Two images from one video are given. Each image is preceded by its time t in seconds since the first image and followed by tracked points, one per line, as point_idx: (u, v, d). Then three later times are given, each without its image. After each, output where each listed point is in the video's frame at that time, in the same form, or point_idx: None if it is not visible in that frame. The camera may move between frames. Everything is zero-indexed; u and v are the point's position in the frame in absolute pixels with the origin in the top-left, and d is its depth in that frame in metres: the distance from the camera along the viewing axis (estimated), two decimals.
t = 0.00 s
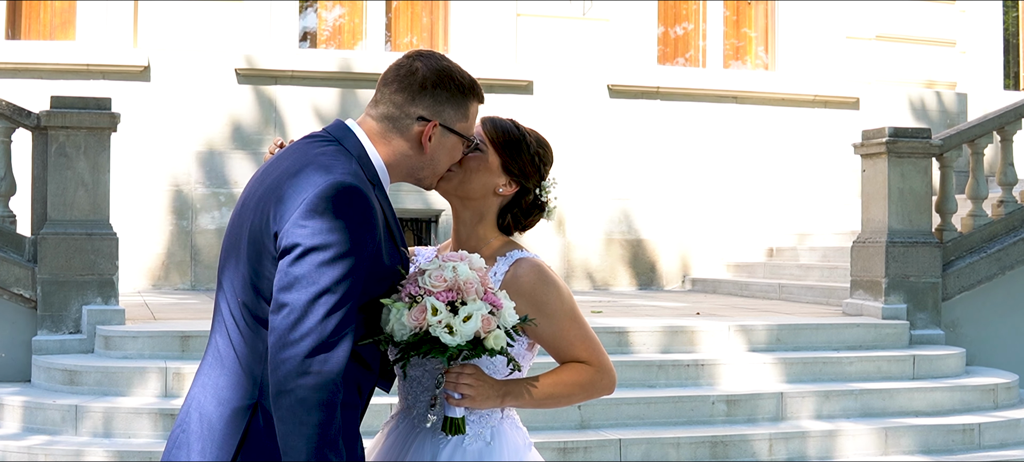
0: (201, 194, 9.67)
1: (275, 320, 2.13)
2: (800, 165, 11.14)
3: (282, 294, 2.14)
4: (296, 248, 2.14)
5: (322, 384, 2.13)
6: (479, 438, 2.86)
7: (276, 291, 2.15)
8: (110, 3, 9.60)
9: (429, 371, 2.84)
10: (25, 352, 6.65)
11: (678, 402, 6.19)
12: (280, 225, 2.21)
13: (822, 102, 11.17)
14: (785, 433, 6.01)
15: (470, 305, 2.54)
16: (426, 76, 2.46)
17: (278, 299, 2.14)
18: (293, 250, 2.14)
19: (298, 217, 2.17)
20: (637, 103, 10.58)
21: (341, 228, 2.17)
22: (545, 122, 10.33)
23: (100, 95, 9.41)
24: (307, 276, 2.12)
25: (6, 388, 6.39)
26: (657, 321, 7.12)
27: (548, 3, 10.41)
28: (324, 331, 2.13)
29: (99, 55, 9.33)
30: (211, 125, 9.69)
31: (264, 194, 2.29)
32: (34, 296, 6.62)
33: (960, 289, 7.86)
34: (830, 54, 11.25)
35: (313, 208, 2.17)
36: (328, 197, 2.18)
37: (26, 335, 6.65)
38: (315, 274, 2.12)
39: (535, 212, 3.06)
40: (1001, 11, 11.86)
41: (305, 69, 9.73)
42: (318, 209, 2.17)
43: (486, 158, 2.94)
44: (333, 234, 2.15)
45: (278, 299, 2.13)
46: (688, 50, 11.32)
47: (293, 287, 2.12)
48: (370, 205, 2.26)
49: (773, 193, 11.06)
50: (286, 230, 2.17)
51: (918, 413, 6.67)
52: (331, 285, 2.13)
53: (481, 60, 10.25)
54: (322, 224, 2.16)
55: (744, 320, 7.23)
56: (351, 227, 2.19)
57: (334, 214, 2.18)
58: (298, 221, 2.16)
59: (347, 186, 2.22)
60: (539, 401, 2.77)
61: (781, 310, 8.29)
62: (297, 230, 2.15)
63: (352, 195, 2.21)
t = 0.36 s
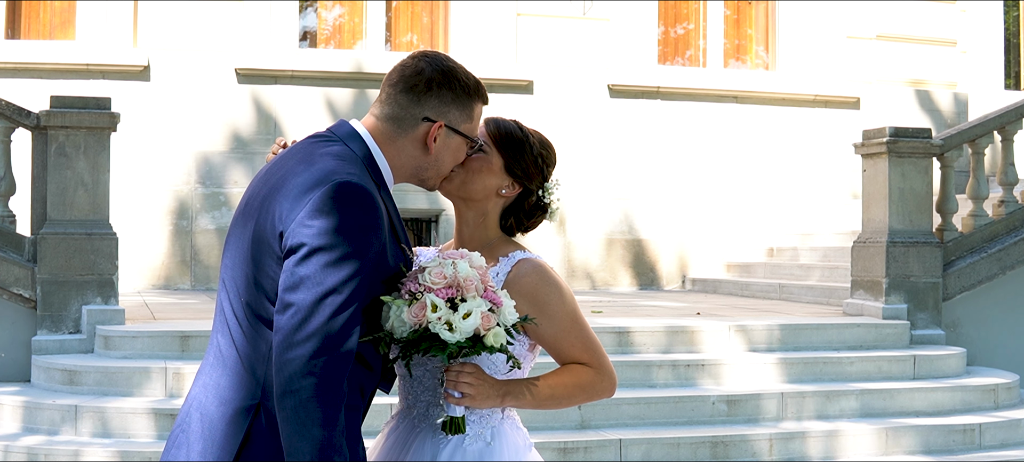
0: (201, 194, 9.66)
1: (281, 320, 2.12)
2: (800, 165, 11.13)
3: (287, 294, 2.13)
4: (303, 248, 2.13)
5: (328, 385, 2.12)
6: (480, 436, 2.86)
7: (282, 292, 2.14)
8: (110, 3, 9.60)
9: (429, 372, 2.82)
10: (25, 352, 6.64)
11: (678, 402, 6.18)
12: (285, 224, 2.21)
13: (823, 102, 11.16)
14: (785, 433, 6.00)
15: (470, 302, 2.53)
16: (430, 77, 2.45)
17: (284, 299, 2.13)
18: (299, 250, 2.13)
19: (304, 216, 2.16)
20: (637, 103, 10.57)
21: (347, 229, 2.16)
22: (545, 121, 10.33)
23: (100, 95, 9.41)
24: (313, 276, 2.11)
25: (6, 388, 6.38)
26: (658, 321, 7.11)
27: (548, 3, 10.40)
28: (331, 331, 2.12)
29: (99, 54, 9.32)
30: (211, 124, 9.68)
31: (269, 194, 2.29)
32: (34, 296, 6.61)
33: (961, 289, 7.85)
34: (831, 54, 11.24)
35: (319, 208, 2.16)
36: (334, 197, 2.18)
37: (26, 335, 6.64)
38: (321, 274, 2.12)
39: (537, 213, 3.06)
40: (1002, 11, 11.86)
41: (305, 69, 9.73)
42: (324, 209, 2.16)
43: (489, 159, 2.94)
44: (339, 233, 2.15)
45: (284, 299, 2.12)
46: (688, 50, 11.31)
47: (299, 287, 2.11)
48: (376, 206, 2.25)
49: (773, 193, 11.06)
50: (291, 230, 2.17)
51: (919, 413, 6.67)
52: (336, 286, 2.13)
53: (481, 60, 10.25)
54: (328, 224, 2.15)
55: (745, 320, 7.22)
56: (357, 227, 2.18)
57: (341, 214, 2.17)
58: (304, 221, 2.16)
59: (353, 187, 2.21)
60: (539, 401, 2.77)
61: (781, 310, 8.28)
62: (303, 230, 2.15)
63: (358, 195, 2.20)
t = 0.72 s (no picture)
0: (201, 193, 9.65)
1: (285, 321, 2.12)
2: (800, 165, 11.13)
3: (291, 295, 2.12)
4: (306, 248, 2.13)
5: (331, 386, 2.12)
6: (483, 437, 2.85)
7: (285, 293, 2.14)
8: (110, 2, 9.60)
9: (434, 372, 2.84)
10: (25, 352, 6.64)
11: (678, 402, 6.18)
12: (289, 225, 2.20)
13: (823, 102, 11.16)
14: (785, 433, 6.00)
15: (475, 303, 2.53)
16: (432, 76, 2.45)
17: (287, 300, 2.13)
18: (303, 250, 2.13)
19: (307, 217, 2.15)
20: (637, 103, 10.58)
21: (350, 229, 2.16)
22: (545, 121, 10.33)
23: (100, 95, 9.41)
24: (316, 277, 2.11)
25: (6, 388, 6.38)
26: (658, 321, 7.11)
27: (548, 3, 10.40)
28: (336, 332, 2.12)
29: (99, 54, 9.32)
30: (211, 124, 9.68)
31: (271, 194, 2.28)
32: (35, 296, 6.61)
33: (961, 289, 7.85)
34: (831, 54, 11.24)
35: (322, 208, 2.16)
36: (337, 198, 2.17)
37: (26, 335, 6.64)
38: (324, 275, 2.11)
39: (538, 213, 3.06)
40: (1002, 11, 11.86)
41: (305, 68, 9.73)
42: (328, 209, 2.16)
43: (489, 159, 2.94)
44: (342, 234, 2.14)
45: (287, 300, 2.12)
46: (689, 50, 11.31)
47: (302, 288, 2.11)
48: (380, 206, 2.25)
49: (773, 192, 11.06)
50: (295, 230, 2.16)
51: (919, 413, 6.67)
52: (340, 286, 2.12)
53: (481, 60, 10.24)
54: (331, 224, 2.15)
55: (745, 320, 7.21)
56: (361, 227, 2.18)
57: (343, 213, 2.17)
58: (308, 221, 2.15)
59: (356, 187, 2.21)
60: (541, 401, 2.78)
61: (781, 310, 8.28)
62: (305, 231, 2.14)
63: (362, 196, 2.20)
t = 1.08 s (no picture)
0: (201, 193, 9.65)
1: (288, 322, 2.12)
2: (800, 165, 11.13)
3: (294, 296, 2.13)
4: (309, 248, 2.13)
5: (335, 387, 2.13)
6: (485, 438, 2.85)
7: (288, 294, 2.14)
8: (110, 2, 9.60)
9: (435, 372, 2.85)
10: (25, 351, 6.64)
11: (678, 401, 6.18)
12: (291, 225, 2.20)
13: (823, 102, 11.16)
14: (785, 433, 6.00)
15: (475, 305, 2.53)
16: (431, 75, 2.45)
17: (291, 301, 2.13)
18: (305, 251, 2.13)
19: (310, 218, 2.16)
20: (637, 103, 10.58)
21: (353, 229, 2.16)
22: (545, 121, 10.33)
23: (100, 95, 9.41)
24: (319, 277, 2.11)
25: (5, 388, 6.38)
26: (658, 321, 7.11)
27: (548, 2, 10.40)
28: (340, 333, 2.12)
29: (99, 54, 9.32)
30: (211, 124, 9.68)
31: (272, 195, 2.28)
32: (35, 296, 6.61)
33: (961, 289, 7.85)
34: (831, 54, 11.24)
35: (325, 209, 2.16)
36: (340, 198, 2.17)
37: (26, 335, 6.64)
38: (327, 275, 2.12)
39: (538, 213, 3.06)
40: (1002, 11, 11.84)
41: (306, 68, 9.74)
42: (330, 209, 2.16)
43: (490, 159, 2.94)
44: (345, 234, 2.14)
45: (290, 301, 2.12)
46: (689, 50, 11.31)
47: (305, 289, 2.11)
48: (382, 205, 2.25)
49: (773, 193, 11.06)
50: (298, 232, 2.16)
51: (919, 413, 6.67)
52: (343, 286, 2.12)
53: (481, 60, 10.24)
54: (332, 225, 2.15)
55: (746, 320, 7.21)
56: (364, 227, 2.18)
57: (346, 213, 2.17)
58: (310, 222, 2.15)
59: (357, 186, 2.21)
60: (543, 402, 2.78)
61: (781, 310, 8.28)
62: (308, 232, 2.14)
63: (364, 195, 2.20)
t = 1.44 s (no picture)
0: (201, 193, 9.65)
1: (289, 323, 2.12)
2: (801, 165, 11.13)
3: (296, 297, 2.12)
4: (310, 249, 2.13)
5: (336, 389, 2.12)
6: (486, 438, 2.85)
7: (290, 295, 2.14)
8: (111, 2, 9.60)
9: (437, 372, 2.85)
10: (25, 351, 6.64)
11: (678, 401, 6.17)
12: (293, 226, 2.20)
13: (823, 101, 11.17)
14: (785, 433, 6.00)
15: (474, 304, 2.53)
16: (431, 74, 2.46)
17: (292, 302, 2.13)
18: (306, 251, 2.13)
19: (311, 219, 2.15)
20: (638, 103, 10.58)
21: (355, 230, 2.16)
22: (546, 121, 10.32)
23: (100, 94, 9.41)
24: (321, 278, 2.11)
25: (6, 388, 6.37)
26: (658, 321, 7.11)
27: (549, 2, 10.40)
28: (341, 335, 2.12)
29: (99, 54, 9.32)
30: (211, 124, 9.68)
31: (274, 195, 2.28)
32: (35, 296, 6.61)
33: (962, 288, 7.85)
34: (831, 53, 11.23)
35: (326, 210, 2.16)
36: (341, 199, 2.17)
37: (26, 335, 6.64)
38: (328, 275, 2.11)
39: (539, 214, 3.06)
40: (1002, 11, 11.84)
41: (306, 68, 9.74)
42: (332, 210, 2.16)
43: (491, 159, 2.94)
44: (346, 235, 2.14)
45: (291, 302, 2.12)
46: (689, 49, 11.31)
47: (306, 290, 2.11)
48: (383, 206, 2.25)
49: (773, 192, 11.06)
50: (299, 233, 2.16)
51: (920, 413, 6.67)
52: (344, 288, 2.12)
53: (481, 59, 10.24)
54: (333, 226, 2.15)
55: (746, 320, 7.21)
56: (365, 229, 2.18)
57: (347, 214, 2.17)
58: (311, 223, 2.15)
59: (357, 187, 2.21)
60: (543, 403, 2.79)
61: (781, 310, 8.28)
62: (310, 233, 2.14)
63: (365, 196, 2.20)
